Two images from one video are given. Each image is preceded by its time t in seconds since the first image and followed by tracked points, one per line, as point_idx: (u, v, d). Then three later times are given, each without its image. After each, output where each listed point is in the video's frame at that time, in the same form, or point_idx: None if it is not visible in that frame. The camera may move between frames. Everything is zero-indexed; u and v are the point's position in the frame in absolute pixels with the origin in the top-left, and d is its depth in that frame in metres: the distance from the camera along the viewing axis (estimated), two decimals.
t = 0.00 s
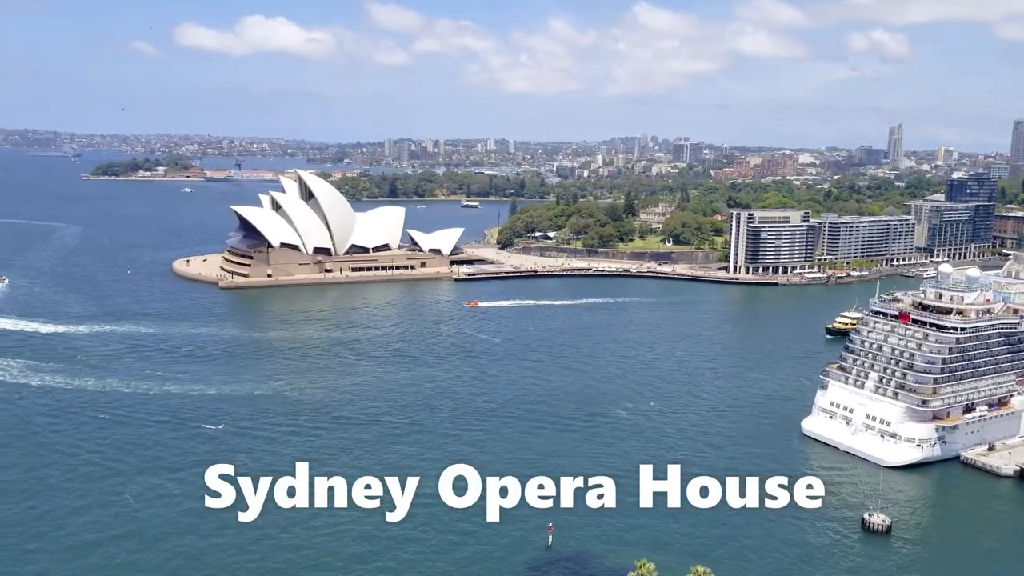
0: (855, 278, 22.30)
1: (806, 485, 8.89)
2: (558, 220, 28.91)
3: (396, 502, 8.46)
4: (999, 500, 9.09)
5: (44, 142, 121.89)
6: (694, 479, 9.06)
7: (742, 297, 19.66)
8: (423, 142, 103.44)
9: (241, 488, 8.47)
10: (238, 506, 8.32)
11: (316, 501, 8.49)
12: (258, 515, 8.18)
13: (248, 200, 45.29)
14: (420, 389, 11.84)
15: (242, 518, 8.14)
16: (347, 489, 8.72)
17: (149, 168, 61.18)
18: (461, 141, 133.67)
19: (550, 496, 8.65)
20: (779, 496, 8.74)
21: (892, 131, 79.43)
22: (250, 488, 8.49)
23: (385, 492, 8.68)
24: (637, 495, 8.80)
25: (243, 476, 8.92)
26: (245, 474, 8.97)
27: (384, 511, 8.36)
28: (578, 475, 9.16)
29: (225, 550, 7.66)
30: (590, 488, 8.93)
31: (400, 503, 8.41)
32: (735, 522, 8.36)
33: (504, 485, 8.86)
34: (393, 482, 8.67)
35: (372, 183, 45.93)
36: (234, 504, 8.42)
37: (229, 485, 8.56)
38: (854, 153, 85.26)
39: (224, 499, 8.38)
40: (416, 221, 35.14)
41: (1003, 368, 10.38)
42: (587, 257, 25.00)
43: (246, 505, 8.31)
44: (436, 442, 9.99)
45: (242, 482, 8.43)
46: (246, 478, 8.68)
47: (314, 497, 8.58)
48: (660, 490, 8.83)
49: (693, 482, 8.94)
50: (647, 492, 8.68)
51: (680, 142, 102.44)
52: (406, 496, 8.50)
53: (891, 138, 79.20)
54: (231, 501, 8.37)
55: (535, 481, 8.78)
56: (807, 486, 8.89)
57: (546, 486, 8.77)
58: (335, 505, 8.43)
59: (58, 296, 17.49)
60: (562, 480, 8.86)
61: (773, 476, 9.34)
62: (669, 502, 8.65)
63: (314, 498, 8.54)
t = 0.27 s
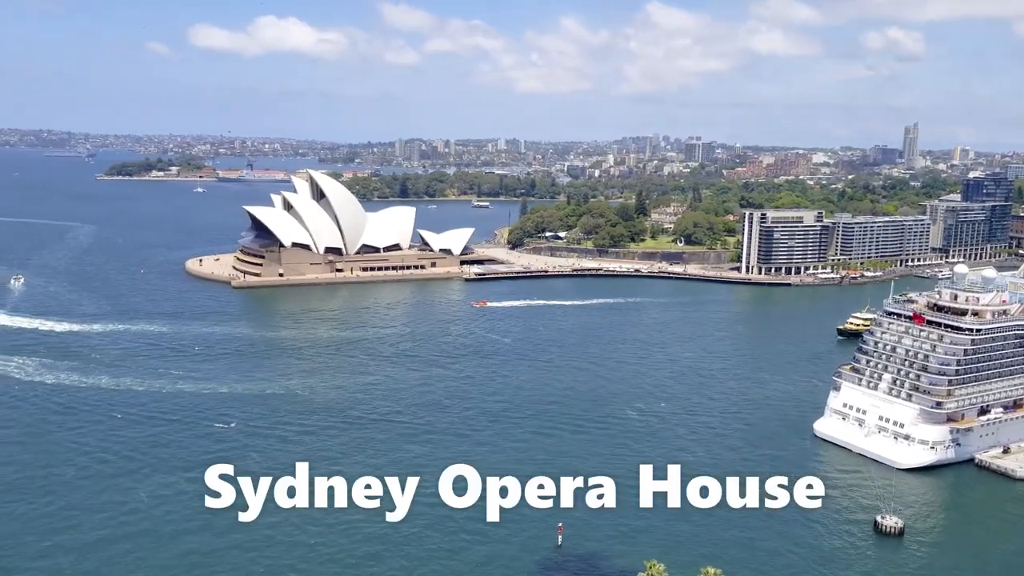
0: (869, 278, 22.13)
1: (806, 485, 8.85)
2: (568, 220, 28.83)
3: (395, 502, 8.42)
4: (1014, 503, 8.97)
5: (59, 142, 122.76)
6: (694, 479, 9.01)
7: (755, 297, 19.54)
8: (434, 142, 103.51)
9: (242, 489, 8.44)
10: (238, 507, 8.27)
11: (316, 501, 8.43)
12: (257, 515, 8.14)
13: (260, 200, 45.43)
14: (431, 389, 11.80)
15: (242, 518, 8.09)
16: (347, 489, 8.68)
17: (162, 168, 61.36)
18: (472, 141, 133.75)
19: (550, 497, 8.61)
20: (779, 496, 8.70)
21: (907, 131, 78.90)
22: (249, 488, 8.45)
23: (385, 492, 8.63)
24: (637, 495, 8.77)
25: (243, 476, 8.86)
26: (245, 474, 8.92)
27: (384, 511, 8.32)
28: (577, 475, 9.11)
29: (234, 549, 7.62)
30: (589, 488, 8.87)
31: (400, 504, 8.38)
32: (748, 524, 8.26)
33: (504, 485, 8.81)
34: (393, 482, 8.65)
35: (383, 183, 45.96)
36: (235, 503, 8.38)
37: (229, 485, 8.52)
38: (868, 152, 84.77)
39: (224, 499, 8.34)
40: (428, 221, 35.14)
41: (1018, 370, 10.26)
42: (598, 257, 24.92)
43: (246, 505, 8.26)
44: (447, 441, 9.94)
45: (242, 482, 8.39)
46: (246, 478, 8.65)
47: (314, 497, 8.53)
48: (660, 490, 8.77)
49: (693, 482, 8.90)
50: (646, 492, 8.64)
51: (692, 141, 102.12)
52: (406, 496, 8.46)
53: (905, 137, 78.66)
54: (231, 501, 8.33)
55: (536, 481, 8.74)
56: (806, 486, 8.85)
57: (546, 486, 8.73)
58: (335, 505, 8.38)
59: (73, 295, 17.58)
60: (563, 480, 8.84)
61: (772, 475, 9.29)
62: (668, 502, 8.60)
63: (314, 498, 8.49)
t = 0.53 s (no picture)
0: (904, 278, 21.75)
1: (806, 485, 8.75)
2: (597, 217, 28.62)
3: (395, 501, 8.32)
4: None
5: (93, 138, 124.67)
6: (694, 480, 8.89)
7: (786, 296, 19.28)
8: (462, 138, 103.67)
9: (241, 488, 8.34)
10: (238, 506, 8.15)
11: (316, 501, 8.30)
12: (258, 515, 8.02)
13: (290, 196, 45.78)
14: (458, 385, 11.75)
15: (242, 518, 7.97)
16: (348, 489, 8.55)
17: (195, 164, 62.06)
18: (499, 138, 133.80)
19: (551, 497, 8.49)
20: (778, 496, 8.59)
21: (943, 128, 77.63)
22: (250, 488, 8.35)
23: (385, 492, 8.51)
24: (637, 494, 8.66)
25: (243, 476, 8.73)
26: (245, 474, 8.80)
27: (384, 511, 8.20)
28: (578, 475, 8.97)
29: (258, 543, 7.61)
30: (590, 488, 8.75)
31: (400, 503, 8.28)
32: (775, 527, 8.09)
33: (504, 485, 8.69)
34: (394, 481, 8.57)
35: (412, 179, 46.08)
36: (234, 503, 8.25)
37: (229, 485, 8.42)
38: (902, 150, 83.53)
39: (224, 499, 8.23)
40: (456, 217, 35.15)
41: None
42: (626, 255, 24.74)
43: (247, 505, 8.15)
44: (473, 439, 9.87)
45: (242, 482, 8.29)
46: (247, 478, 8.54)
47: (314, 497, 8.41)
48: (660, 490, 8.65)
49: (693, 482, 8.77)
50: (646, 492, 8.53)
51: (722, 138, 101.33)
52: (407, 496, 8.36)
53: (941, 134, 77.39)
54: (231, 500, 8.21)
55: (535, 481, 8.63)
56: (806, 486, 8.75)
57: (547, 487, 8.61)
58: (334, 505, 8.25)
59: (106, 288, 17.81)
60: (563, 480, 8.74)
61: (773, 476, 9.15)
62: (668, 503, 8.48)
63: (314, 498, 8.36)
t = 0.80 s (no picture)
0: (930, 279, 21.48)
1: (806, 485, 8.71)
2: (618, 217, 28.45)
3: (395, 501, 8.28)
4: None
5: (119, 135, 126.01)
6: (694, 479, 8.86)
7: (810, 298, 19.10)
8: (484, 137, 103.74)
9: (241, 489, 8.31)
10: (238, 506, 8.12)
11: (316, 501, 8.26)
12: (258, 515, 7.99)
13: (313, 194, 46.04)
14: (478, 384, 11.75)
15: (242, 518, 7.93)
16: (348, 489, 8.51)
17: (219, 162, 62.50)
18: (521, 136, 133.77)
19: (551, 497, 8.45)
20: (778, 496, 8.55)
21: (972, 128, 76.66)
22: (249, 488, 8.32)
23: (385, 492, 8.47)
24: (637, 494, 8.63)
25: (243, 476, 8.69)
26: (245, 474, 8.76)
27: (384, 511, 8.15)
28: (577, 475, 8.91)
29: (279, 541, 7.62)
30: (590, 488, 8.71)
31: (399, 503, 8.24)
32: (797, 532, 7.99)
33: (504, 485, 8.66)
34: (394, 481, 8.53)
35: (433, 178, 46.15)
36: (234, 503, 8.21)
37: (229, 485, 8.39)
38: (930, 150, 82.59)
39: (224, 499, 8.20)
40: (478, 216, 35.17)
41: None
42: (648, 254, 24.63)
43: (246, 505, 8.12)
44: (493, 438, 9.85)
45: (242, 482, 8.26)
46: (247, 478, 8.51)
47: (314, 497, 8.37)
48: (660, 490, 8.62)
49: (693, 482, 8.73)
50: (646, 492, 8.50)
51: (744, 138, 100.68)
52: (407, 496, 8.32)
53: (970, 135, 76.42)
54: (231, 501, 8.18)
55: (535, 481, 8.59)
56: (806, 485, 8.71)
57: (547, 487, 8.57)
58: (334, 505, 8.21)
59: (132, 284, 18.00)
60: (563, 480, 8.71)
61: (773, 476, 9.09)
62: (669, 503, 8.45)
63: (314, 498, 8.33)
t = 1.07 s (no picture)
0: (965, 281, 21.11)
1: (806, 484, 8.66)
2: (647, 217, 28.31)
3: (396, 502, 8.26)
4: None
5: (150, 134, 127.84)
6: (694, 480, 8.83)
7: (841, 299, 18.85)
8: (511, 137, 103.81)
9: (242, 489, 8.32)
10: (238, 506, 8.11)
11: (316, 501, 8.26)
12: (257, 515, 7.98)
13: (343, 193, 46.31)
14: (505, 383, 11.73)
15: (242, 518, 7.93)
16: (348, 489, 8.51)
17: (249, 162, 63.07)
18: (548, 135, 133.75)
19: (551, 497, 8.43)
20: (779, 496, 8.51)
21: (1009, 128, 75.32)
22: (250, 488, 8.32)
23: (385, 492, 8.45)
24: (637, 493, 8.61)
25: (242, 476, 8.68)
26: (245, 474, 8.76)
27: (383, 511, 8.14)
28: (576, 475, 8.87)
29: (304, 540, 7.65)
30: (589, 488, 8.69)
31: (400, 503, 8.22)
32: (827, 537, 7.87)
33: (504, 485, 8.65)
34: (394, 481, 8.51)
35: (461, 177, 46.20)
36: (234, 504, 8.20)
37: (229, 485, 8.38)
38: (965, 150, 81.25)
39: (224, 499, 8.19)
40: (506, 215, 35.15)
41: None
42: (677, 254, 24.45)
43: (247, 505, 8.11)
44: (519, 439, 9.83)
45: (242, 482, 8.26)
46: (247, 477, 8.51)
47: (314, 497, 8.36)
48: (660, 490, 8.58)
49: (694, 483, 8.70)
50: (647, 492, 8.46)
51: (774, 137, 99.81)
52: (407, 496, 8.29)
53: (1007, 134, 75.07)
54: (231, 501, 8.17)
55: (535, 481, 8.58)
56: (806, 486, 8.67)
57: (547, 487, 8.54)
58: (334, 505, 8.20)
59: (164, 281, 18.24)
60: (563, 480, 8.69)
61: (773, 476, 9.02)
62: (669, 503, 8.41)
63: (315, 498, 8.32)
